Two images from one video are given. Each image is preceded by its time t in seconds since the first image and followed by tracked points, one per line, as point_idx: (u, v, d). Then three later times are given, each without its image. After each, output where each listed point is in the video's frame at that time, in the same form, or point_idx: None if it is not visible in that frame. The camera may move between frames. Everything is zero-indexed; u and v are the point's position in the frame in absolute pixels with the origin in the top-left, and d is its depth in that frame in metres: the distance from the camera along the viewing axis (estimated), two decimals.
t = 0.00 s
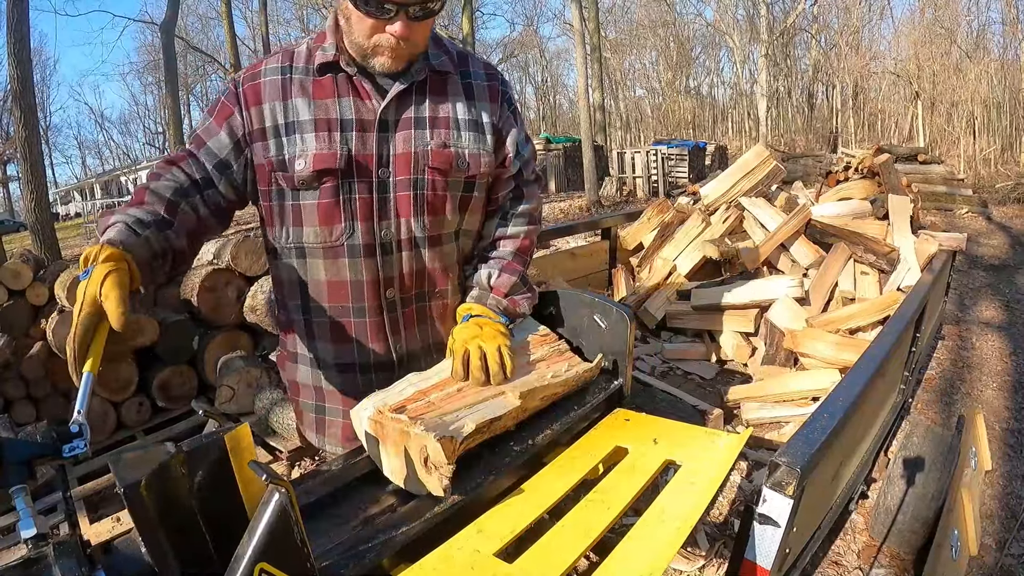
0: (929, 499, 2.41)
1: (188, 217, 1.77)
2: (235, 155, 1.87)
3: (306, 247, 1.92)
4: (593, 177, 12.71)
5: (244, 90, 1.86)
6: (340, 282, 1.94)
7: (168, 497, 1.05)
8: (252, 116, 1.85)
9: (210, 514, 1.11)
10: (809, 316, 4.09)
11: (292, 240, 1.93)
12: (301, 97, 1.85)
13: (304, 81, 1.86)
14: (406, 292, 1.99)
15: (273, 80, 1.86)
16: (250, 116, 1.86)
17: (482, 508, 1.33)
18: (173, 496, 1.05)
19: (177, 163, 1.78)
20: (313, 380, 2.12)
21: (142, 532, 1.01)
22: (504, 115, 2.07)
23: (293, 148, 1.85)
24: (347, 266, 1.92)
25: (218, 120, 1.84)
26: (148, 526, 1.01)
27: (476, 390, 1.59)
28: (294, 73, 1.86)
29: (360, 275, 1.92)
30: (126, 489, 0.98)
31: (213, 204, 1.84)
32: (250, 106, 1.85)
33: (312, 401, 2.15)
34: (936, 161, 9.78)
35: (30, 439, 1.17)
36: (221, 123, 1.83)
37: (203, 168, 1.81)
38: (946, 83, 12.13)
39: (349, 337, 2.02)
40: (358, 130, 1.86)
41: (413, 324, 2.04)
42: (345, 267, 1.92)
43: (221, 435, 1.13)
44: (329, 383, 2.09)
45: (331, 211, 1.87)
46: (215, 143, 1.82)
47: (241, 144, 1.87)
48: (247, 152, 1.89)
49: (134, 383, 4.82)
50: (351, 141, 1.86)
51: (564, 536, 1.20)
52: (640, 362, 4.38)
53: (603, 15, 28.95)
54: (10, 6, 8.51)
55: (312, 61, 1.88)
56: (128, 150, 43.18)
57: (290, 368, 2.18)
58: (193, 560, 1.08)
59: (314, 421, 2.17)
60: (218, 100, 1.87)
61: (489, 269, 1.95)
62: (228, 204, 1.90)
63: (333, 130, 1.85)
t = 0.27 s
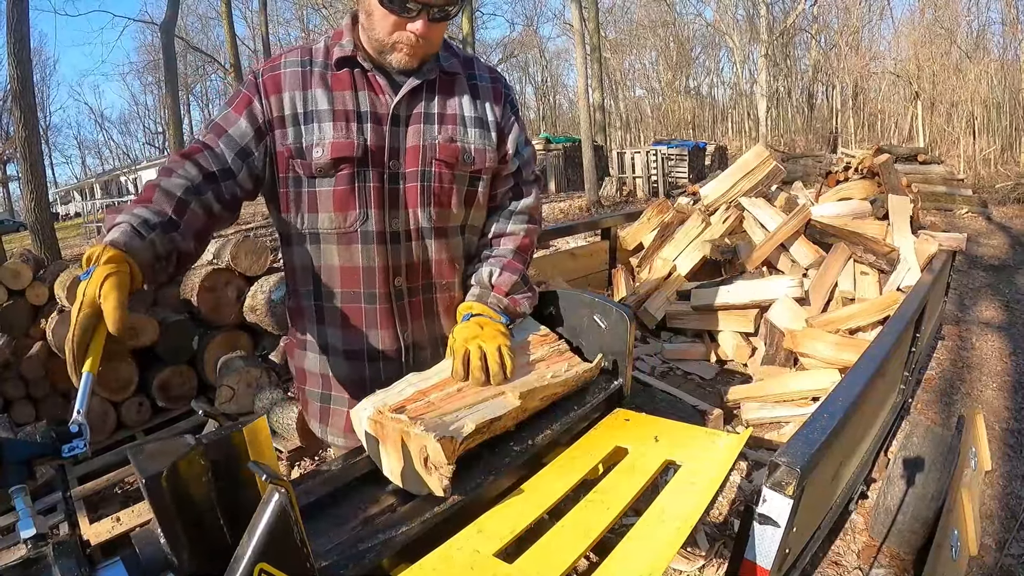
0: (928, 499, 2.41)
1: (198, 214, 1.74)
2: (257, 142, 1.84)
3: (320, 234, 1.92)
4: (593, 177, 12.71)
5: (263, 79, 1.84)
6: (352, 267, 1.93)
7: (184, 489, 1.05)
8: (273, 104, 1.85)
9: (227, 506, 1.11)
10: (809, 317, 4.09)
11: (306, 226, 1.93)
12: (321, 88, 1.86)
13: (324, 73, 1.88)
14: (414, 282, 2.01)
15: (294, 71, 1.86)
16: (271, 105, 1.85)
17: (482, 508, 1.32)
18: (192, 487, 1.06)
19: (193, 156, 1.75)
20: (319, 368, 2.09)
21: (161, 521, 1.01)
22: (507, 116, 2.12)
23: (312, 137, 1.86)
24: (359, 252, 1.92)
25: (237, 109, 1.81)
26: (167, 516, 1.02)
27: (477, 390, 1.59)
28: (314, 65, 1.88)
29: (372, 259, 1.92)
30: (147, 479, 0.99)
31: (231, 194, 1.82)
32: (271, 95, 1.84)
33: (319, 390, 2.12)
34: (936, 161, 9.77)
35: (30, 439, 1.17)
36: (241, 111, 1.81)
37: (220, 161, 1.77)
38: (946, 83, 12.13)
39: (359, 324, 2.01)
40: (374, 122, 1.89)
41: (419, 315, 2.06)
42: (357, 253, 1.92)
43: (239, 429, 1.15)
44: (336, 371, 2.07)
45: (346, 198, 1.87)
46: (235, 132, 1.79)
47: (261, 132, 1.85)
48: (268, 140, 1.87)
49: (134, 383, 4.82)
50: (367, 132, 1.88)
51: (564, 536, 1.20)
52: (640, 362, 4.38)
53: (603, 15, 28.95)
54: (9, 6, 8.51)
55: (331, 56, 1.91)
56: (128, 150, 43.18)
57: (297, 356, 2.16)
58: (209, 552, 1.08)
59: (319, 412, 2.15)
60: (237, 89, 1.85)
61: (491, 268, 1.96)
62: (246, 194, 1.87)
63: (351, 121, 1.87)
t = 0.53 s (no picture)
0: (928, 499, 2.41)
1: (187, 214, 1.75)
2: (239, 141, 1.85)
3: (305, 233, 1.92)
4: (593, 178, 12.72)
5: (246, 77, 1.85)
6: (339, 266, 1.93)
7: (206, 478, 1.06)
8: (255, 102, 1.85)
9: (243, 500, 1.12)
10: (809, 316, 4.10)
11: (290, 225, 1.93)
12: (305, 85, 1.86)
13: (308, 70, 1.88)
14: (403, 280, 2.00)
15: (276, 69, 1.86)
16: (253, 104, 1.85)
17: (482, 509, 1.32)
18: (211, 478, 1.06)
19: (178, 155, 1.75)
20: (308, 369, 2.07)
21: (179, 510, 1.02)
22: (494, 112, 2.12)
23: (296, 134, 1.86)
24: (346, 250, 1.91)
25: (219, 107, 1.82)
26: (184, 505, 1.03)
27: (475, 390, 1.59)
28: (298, 62, 1.88)
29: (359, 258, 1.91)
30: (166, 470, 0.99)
31: (215, 194, 1.82)
32: (253, 93, 1.85)
33: (306, 391, 2.10)
34: (935, 161, 9.78)
35: (28, 439, 1.17)
36: (223, 110, 1.82)
37: (203, 159, 1.78)
38: (945, 83, 12.15)
39: (347, 322, 1.99)
40: (360, 118, 1.89)
41: (409, 314, 2.04)
42: (344, 251, 1.91)
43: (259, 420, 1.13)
44: (324, 372, 2.05)
45: (331, 196, 1.87)
46: (217, 131, 1.80)
47: (243, 130, 1.85)
48: (250, 139, 1.88)
49: (134, 384, 4.81)
50: (352, 128, 1.88)
51: (564, 536, 1.20)
52: (640, 362, 4.38)
53: (602, 15, 28.96)
54: (9, 5, 8.50)
55: (316, 52, 1.90)
56: (128, 151, 43.15)
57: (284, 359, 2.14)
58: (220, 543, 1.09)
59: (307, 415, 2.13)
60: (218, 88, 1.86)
61: (488, 267, 1.97)
62: (229, 193, 1.88)
63: (336, 117, 1.86)
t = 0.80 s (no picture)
0: (929, 499, 2.41)
1: (179, 219, 1.82)
2: (213, 153, 1.89)
3: (284, 242, 1.93)
4: (594, 178, 12.71)
5: (218, 88, 1.88)
6: (319, 274, 1.94)
7: (233, 470, 1.07)
8: (228, 113, 1.88)
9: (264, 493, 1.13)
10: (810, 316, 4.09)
11: (269, 234, 1.94)
12: (277, 92, 1.88)
13: (279, 77, 1.89)
14: (386, 286, 1.99)
15: (248, 77, 1.88)
16: (226, 114, 1.88)
17: (483, 509, 1.32)
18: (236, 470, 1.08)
19: (159, 167, 1.80)
20: (293, 376, 2.07)
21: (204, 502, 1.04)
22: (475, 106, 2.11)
23: (269, 143, 1.87)
24: (324, 258, 1.92)
25: (193, 121, 1.87)
26: (207, 498, 1.04)
27: (476, 390, 1.59)
28: (268, 69, 1.89)
29: (337, 266, 1.93)
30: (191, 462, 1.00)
31: (197, 207, 1.88)
32: (225, 104, 1.88)
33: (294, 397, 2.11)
34: (936, 161, 9.76)
35: (29, 439, 1.17)
36: (196, 123, 1.86)
37: (183, 171, 1.83)
38: (947, 83, 12.13)
39: (329, 330, 2.00)
40: (333, 123, 1.89)
41: (397, 318, 2.03)
42: (323, 259, 1.93)
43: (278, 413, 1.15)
44: (310, 378, 2.06)
45: (308, 204, 1.89)
46: (191, 145, 1.84)
47: (217, 143, 1.89)
48: (225, 150, 1.91)
49: (135, 384, 4.81)
50: (326, 134, 1.89)
51: (564, 536, 1.20)
52: (641, 362, 4.38)
53: (604, 14, 28.95)
54: (10, 5, 8.51)
55: (286, 58, 1.91)
56: (129, 150, 43.18)
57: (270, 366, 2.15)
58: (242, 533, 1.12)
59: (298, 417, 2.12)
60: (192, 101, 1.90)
61: (485, 267, 1.97)
62: (210, 204, 1.93)
63: (309, 124, 1.88)
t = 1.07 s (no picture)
0: (928, 499, 2.41)
1: (177, 226, 1.87)
2: (201, 167, 1.94)
3: (276, 251, 1.97)
4: (593, 178, 12.72)
5: (202, 102, 1.93)
6: (311, 282, 1.98)
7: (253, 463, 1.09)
8: (213, 126, 1.92)
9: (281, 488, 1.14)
10: (809, 316, 4.09)
11: (261, 244, 1.98)
12: (258, 103, 1.90)
13: (260, 86, 1.91)
14: (380, 290, 2.01)
15: (230, 89, 1.92)
16: (210, 127, 1.93)
17: (483, 509, 1.32)
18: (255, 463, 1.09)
19: (151, 181, 1.86)
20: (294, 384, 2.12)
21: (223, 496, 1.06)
22: (461, 100, 2.06)
23: (255, 154, 1.90)
24: (316, 266, 1.96)
25: (181, 136, 1.92)
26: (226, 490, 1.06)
27: (475, 390, 1.59)
28: (249, 80, 1.91)
29: (329, 273, 1.96)
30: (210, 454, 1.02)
31: (193, 217, 1.93)
32: (209, 117, 1.92)
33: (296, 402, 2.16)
34: (935, 161, 9.77)
35: (29, 440, 1.17)
36: (183, 139, 1.91)
37: (174, 185, 1.89)
38: (946, 83, 12.14)
39: (324, 336, 2.03)
40: (317, 130, 1.90)
41: (393, 321, 2.05)
42: (315, 267, 1.96)
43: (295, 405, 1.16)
44: (311, 385, 2.11)
45: (296, 213, 1.91)
46: (179, 160, 1.90)
47: (205, 157, 1.94)
48: (213, 163, 1.96)
49: (134, 384, 4.81)
50: (310, 142, 1.90)
51: (564, 536, 1.20)
52: (640, 362, 4.38)
53: (603, 15, 28.96)
54: (9, 6, 8.50)
55: (265, 66, 1.93)
56: (128, 151, 43.16)
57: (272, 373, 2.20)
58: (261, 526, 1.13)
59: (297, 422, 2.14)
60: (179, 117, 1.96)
61: (482, 268, 1.96)
62: (205, 216, 1.99)
63: (292, 132, 1.89)
